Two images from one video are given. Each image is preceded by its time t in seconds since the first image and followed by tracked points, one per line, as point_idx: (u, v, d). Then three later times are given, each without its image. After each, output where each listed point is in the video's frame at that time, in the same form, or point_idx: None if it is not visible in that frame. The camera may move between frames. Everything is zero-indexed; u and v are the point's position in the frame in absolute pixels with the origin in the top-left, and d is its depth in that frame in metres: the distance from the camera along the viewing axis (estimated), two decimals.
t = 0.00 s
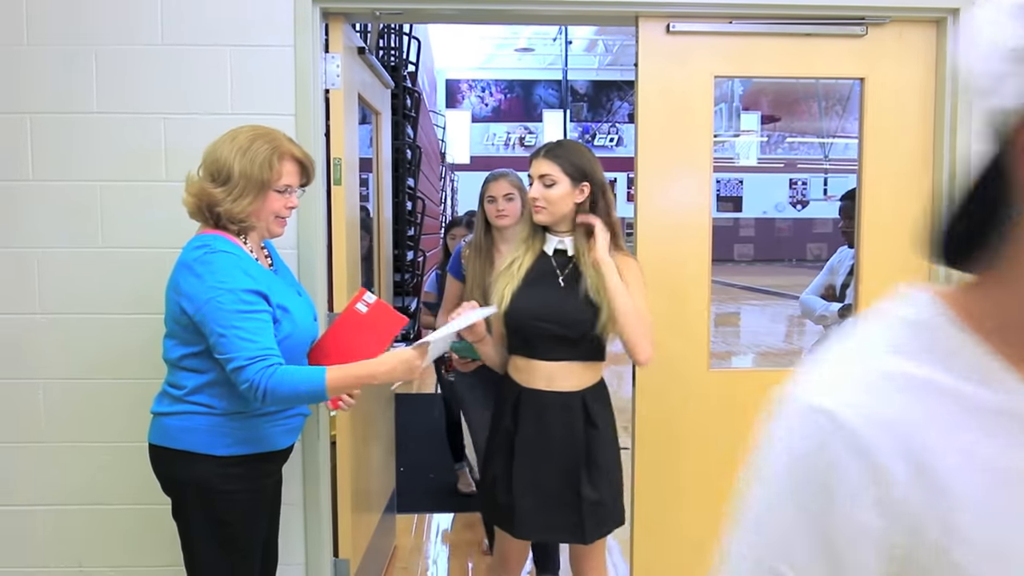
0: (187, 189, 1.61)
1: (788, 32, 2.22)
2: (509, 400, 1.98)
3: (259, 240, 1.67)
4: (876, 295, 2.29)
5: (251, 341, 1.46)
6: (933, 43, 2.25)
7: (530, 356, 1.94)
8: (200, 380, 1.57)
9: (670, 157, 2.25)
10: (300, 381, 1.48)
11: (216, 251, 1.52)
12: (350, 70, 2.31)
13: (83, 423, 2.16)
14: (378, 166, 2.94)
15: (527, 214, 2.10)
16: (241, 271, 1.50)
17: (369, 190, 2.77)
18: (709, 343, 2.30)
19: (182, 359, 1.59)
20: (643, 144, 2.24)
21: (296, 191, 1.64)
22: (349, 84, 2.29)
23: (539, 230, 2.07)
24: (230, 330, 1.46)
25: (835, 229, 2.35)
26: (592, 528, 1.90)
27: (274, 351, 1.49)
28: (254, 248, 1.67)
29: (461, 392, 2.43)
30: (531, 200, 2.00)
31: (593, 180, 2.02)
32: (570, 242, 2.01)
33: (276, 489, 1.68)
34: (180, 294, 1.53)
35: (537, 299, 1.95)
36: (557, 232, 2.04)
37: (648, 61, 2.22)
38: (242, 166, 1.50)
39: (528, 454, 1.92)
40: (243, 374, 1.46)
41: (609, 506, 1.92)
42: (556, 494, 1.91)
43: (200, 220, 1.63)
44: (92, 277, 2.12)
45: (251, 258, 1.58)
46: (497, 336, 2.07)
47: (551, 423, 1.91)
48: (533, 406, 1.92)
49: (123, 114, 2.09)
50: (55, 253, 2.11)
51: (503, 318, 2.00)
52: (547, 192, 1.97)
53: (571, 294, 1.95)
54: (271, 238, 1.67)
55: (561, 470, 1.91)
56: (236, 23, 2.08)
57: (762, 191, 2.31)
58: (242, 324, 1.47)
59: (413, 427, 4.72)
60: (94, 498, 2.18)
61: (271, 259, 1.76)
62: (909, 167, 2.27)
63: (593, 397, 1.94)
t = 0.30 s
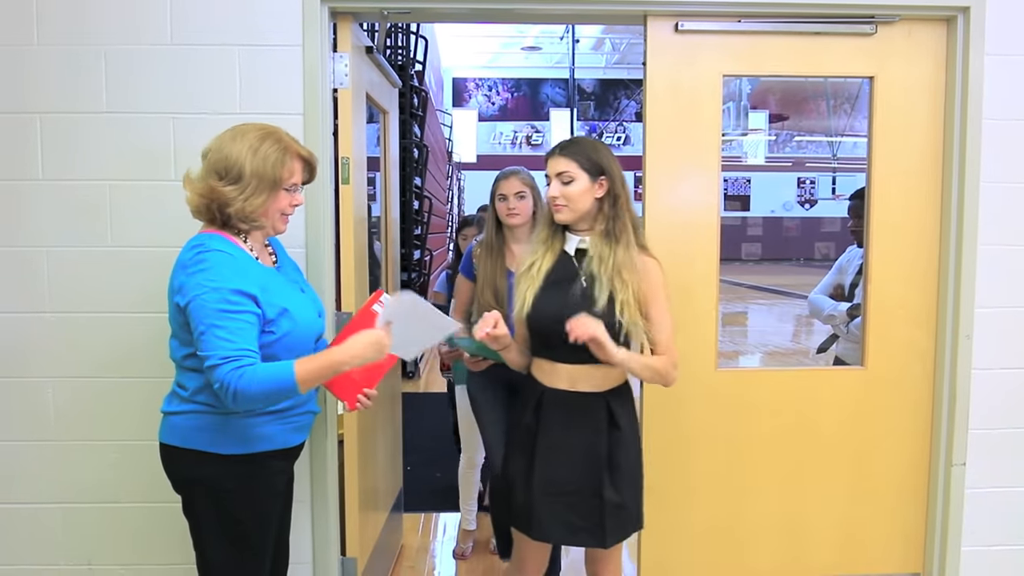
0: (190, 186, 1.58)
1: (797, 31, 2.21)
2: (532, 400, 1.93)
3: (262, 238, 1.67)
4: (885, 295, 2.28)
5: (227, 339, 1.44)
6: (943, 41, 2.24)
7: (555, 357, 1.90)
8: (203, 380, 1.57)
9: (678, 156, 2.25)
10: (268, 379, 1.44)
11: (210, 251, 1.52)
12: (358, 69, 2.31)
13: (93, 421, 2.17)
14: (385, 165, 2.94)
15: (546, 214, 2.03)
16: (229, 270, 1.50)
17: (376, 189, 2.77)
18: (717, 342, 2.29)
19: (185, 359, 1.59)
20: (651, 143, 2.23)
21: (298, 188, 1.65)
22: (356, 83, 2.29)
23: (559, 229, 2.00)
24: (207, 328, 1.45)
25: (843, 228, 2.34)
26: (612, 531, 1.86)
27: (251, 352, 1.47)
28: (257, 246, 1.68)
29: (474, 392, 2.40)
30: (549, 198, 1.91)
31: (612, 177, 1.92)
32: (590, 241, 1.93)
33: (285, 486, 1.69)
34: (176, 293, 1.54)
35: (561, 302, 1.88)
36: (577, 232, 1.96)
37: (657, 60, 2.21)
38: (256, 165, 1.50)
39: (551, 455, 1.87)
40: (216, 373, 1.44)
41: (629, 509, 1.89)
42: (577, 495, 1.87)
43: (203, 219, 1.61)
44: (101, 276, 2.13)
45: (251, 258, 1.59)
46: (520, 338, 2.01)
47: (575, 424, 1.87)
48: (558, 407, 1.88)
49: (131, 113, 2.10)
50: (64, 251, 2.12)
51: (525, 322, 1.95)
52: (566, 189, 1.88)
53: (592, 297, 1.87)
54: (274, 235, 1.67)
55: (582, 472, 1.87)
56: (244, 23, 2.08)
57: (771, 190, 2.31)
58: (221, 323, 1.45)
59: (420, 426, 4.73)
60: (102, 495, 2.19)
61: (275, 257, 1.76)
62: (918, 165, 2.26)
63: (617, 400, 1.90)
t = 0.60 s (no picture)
0: (192, 191, 1.55)
1: (796, 31, 2.22)
2: (556, 410, 1.82)
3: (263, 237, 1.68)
4: (883, 294, 2.29)
5: (231, 333, 1.46)
6: (940, 41, 2.24)
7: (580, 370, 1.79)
8: (198, 379, 1.58)
9: (676, 156, 2.25)
10: (280, 367, 1.49)
11: (206, 250, 1.52)
12: (357, 70, 2.32)
13: (93, 421, 2.18)
14: (384, 164, 2.94)
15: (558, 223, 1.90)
16: (220, 265, 1.50)
17: (376, 189, 2.77)
18: (715, 341, 2.30)
19: (179, 359, 1.60)
20: (650, 142, 2.24)
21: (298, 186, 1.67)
22: (356, 83, 2.30)
23: (574, 236, 1.88)
24: (208, 323, 1.46)
25: (842, 227, 2.35)
26: (643, 530, 1.80)
27: (253, 344, 1.49)
28: (253, 246, 1.68)
29: (482, 396, 2.36)
30: (572, 198, 1.80)
31: (633, 181, 1.85)
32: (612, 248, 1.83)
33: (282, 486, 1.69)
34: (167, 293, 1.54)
35: (586, 317, 1.76)
36: (595, 238, 1.85)
37: (655, 59, 2.22)
38: (274, 168, 1.51)
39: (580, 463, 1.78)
40: (221, 367, 1.46)
41: (657, 506, 1.83)
42: (609, 503, 1.78)
43: (207, 224, 1.59)
44: (101, 276, 2.13)
45: (245, 257, 1.59)
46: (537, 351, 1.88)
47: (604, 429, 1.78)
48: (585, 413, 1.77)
49: (130, 114, 2.10)
50: (64, 252, 2.13)
51: (547, 339, 1.81)
52: (592, 188, 1.78)
53: (619, 305, 1.77)
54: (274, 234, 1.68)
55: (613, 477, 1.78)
56: (243, 24, 2.09)
57: (770, 189, 2.31)
58: (222, 318, 1.47)
59: (420, 425, 4.74)
60: (102, 495, 2.20)
61: (272, 255, 1.75)
62: (916, 165, 2.27)
63: (644, 401, 1.82)
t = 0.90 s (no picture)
0: (194, 192, 1.56)
1: (788, 33, 2.23)
2: (573, 421, 1.68)
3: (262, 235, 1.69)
4: (875, 294, 2.31)
5: (253, 328, 1.49)
6: (931, 44, 2.26)
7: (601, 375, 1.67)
8: (201, 377, 1.59)
9: (670, 157, 2.27)
10: (303, 364, 1.55)
11: (216, 247, 1.53)
12: (354, 70, 2.33)
13: (89, 420, 2.19)
14: (380, 164, 2.95)
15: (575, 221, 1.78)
16: (234, 262, 1.52)
17: (372, 189, 2.78)
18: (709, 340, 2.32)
19: (181, 358, 1.60)
20: (644, 143, 2.25)
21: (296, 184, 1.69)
22: (352, 84, 2.31)
23: (592, 237, 1.76)
24: (231, 319, 1.48)
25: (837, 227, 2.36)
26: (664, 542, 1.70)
27: (272, 340, 1.53)
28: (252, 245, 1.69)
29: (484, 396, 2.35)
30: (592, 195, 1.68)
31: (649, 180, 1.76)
32: (636, 250, 1.72)
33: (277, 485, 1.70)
34: (176, 291, 1.54)
35: (612, 319, 1.65)
36: (618, 239, 1.73)
37: (649, 61, 2.23)
38: (276, 167, 1.53)
39: (604, 474, 1.65)
40: (245, 362, 1.48)
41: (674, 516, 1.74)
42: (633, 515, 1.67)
43: (208, 224, 1.60)
44: (98, 275, 2.14)
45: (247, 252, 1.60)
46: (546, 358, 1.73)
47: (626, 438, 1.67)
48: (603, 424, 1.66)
49: (127, 114, 2.11)
50: (61, 252, 2.13)
51: (566, 343, 1.67)
52: (614, 184, 1.67)
53: (652, 309, 1.66)
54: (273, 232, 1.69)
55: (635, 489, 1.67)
56: (240, 25, 2.10)
57: (764, 190, 2.34)
58: (242, 313, 1.49)
59: (416, 425, 4.75)
60: (99, 493, 2.20)
61: (267, 253, 1.76)
62: (908, 167, 2.29)
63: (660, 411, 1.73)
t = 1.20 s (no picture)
0: (191, 193, 1.56)
1: (784, 34, 2.24)
2: (596, 435, 1.51)
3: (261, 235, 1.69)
4: (870, 293, 2.32)
5: (276, 323, 1.51)
6: (927, 44, 2.27)
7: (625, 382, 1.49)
8: (216, 374, 1.57)
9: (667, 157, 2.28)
10: (320, 358, 1.60)
11: (231, 244, 1.54)
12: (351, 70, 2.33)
13: (87, 420, 2.18)
14: (377, 164, 2.95)
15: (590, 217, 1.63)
16: (252, 257, 1.53)
17: (369, 189, 2.79)
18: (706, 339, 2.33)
19: (193, 356, 1.58)
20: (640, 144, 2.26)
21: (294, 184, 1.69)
22: (349, 84, 2.31)
23: (605, 233, 1.60)
24: (254, 313, 1.49)
25: (833, 227, 2.37)
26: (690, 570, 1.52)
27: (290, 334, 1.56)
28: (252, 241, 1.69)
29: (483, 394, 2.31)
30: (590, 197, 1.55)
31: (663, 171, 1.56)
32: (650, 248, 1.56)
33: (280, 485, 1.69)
34: (194, 287, 1.52)
35: (635, 317, 1.48)
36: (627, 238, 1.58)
37: (645, 61, 2.24)
38: (269, 163, 1.53)
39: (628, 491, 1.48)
40: (269, 356, 1.50)
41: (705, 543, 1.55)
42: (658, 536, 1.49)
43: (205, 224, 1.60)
44: (95, 275, 2.14)
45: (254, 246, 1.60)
46: (567, 367, 1.59)
47: (651, 450, 1.50)
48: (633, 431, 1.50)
49: (125, 114, 2.11)
50: (58, 251, 2.13)
51: (584, 343, 1.52)
52: (609, 186, 1.52)
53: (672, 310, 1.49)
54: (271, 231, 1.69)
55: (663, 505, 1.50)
56: (236, 24, 2.10)
57: (761, 189, 2.35)
58: (265, 308, 1.50)
59: (413, 424, 4.75)
60: (97, 493, 2.20)
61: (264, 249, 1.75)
62: (903, 167, 2.30)
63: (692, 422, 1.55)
